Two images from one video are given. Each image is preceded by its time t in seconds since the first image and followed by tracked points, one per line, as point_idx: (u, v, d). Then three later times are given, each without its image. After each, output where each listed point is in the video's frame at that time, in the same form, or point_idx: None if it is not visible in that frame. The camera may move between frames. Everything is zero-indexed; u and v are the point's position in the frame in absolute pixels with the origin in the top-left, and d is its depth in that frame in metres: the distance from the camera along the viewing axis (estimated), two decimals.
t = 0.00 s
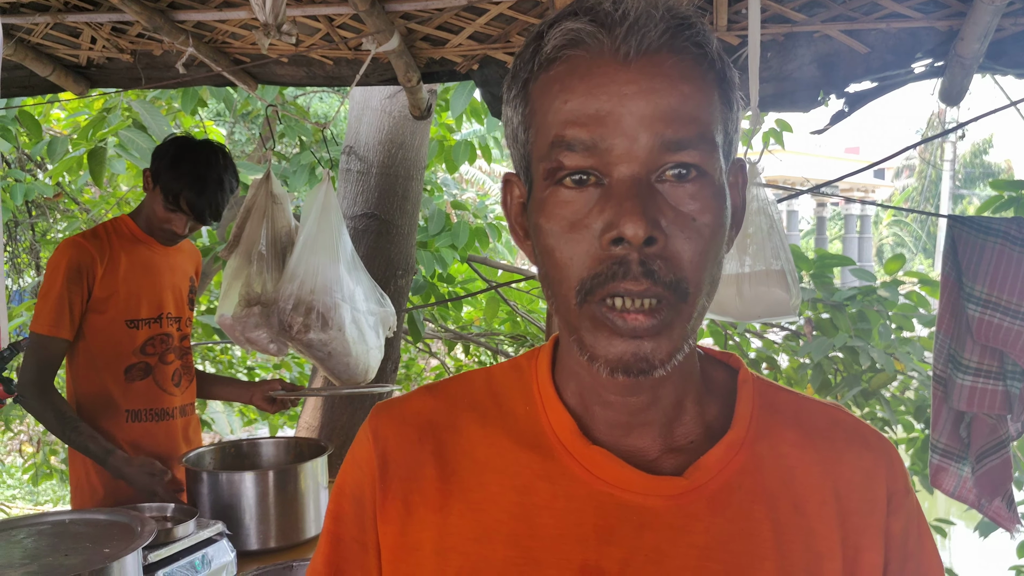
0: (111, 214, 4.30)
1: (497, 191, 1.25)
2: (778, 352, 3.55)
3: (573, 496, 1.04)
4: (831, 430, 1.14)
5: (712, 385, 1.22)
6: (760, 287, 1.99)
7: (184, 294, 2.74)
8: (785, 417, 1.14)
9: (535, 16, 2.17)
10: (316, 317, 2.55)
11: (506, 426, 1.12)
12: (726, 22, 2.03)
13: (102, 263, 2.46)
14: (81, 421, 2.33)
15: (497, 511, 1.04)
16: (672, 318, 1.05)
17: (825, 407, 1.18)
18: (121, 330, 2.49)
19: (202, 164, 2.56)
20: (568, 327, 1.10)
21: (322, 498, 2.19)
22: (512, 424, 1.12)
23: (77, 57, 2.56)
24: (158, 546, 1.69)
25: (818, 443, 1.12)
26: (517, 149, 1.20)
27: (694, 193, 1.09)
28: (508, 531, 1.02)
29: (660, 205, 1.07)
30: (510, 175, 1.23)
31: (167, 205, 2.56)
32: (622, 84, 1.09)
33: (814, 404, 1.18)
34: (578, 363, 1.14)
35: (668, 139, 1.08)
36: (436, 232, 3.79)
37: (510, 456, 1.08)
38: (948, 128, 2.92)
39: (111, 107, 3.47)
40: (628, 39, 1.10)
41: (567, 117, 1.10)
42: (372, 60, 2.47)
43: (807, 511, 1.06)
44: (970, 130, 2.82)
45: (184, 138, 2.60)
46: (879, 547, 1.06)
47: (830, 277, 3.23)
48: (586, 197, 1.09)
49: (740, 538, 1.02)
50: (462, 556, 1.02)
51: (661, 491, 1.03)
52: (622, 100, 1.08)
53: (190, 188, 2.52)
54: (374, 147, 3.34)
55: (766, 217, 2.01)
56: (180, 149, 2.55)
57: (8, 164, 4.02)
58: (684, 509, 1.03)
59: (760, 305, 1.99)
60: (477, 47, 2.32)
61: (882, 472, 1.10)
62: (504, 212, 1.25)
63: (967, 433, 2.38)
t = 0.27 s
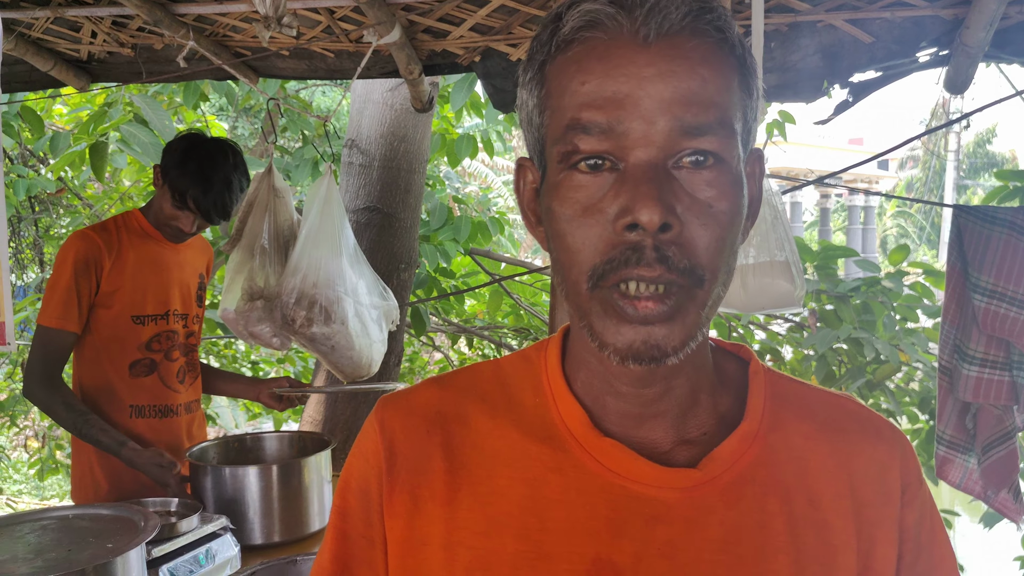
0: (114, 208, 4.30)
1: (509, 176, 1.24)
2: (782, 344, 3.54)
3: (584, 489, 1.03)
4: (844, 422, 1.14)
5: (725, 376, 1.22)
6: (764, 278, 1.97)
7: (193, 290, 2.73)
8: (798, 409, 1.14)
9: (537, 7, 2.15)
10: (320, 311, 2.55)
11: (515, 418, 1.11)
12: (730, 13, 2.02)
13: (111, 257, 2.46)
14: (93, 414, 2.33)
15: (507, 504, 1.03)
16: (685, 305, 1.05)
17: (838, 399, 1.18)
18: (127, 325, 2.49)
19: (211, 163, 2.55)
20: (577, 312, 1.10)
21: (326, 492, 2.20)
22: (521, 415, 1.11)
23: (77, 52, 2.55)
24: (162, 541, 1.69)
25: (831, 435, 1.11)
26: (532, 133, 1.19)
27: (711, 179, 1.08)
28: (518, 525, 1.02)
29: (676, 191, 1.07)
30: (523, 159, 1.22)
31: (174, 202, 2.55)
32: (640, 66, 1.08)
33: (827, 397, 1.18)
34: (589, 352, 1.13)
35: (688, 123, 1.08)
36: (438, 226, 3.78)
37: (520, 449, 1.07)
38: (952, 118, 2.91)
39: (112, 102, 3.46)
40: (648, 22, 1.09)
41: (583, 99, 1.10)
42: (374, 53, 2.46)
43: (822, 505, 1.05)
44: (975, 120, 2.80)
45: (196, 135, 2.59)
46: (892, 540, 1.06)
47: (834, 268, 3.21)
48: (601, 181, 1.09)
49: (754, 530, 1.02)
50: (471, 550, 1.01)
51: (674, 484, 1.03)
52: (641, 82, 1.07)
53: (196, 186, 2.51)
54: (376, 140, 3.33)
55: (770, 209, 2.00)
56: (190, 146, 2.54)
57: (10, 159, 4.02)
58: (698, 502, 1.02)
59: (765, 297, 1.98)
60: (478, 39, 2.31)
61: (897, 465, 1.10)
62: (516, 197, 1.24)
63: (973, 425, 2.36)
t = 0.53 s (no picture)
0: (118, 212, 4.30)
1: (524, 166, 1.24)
2: (788, 346, 3.53)
3: (590, 498, 1.02)
4: (854, 428, 1.12)
5: (732, 381, 1.21)
6: (769, 281, 1.96)
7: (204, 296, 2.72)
8: (809, 416, 1.12)
9: (540, 9, 2.14)
10: (322, 314, 2.54)
11: (519, 425, 1.09)
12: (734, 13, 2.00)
13: (124, 261, 2.45)
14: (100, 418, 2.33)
15: (510, 514, 1.02)
16: (674, 318, 1.04)
17: (851, 406, 1.16)
18: (137, 331, 2.48)
19: (228, 164, 2.54)
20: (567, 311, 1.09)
21: (330, 497, 2.18)
22: (525, 421, 1.10)
23: (79, 55, 2.55)
24: (163, 547, 1.68)
25: (842, 444, 1.10)
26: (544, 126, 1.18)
27: (713, 195, 1.07)
28: (522, 535, 1.00)
29: (671, 204, 1.05)
30: (537, 151, 1.21)
31: (198, 209, 2.55)
32: (646, 72, 1.06)
33: (840, 403, 1.16)
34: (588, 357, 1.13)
35: (689, 136, 1.06)
36: (443, 228, 3.77)
37: (525, 457, 1.06)
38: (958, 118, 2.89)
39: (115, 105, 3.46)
40: (660, 25, 1.07)
41: (587, 102, 1.09)
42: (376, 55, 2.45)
43: (833, 513, 1.04)
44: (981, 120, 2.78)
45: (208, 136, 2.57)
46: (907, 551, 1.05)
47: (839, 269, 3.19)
48: (599, 186, 1.08)
49: (762, 540, 1.00)
50: (476, 560, 1.00)
51: (681, 493, 1.01)
52: (646, 89, 1.06)
53: (220, 190, 2.50)
54: (379, 142, 3.32)
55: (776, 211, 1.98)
56: (204, 150, 2.52)
57: (14, 163, 4.03)
58: (705, 511, 1.01)
59: (770, 300, 1.96)
60: (481, 40, 2.30)
61: (909, 471, 1.09)
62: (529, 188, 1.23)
63: (983, 428, 2.35)
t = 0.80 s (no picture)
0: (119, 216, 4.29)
1: (526, 185, 1.23)
2: (789, 352, 3.51)
3: (602, 519, 1.00)
4: (873, 449, 1.11)
5: (751, 401, 1.20)
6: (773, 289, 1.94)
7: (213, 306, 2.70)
8: (825, 435, 1.11)
9: (543, 13, 2.13)
10: (322, 320, 2.53)
11: (526, 442, 1.08)
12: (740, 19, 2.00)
13: (138, 267, 2.44)
14: (114, 425, 2.32)
15: (519, 533, 1.00)
16: (729, 333, 1.02)
17: (865, 425, 1.16)
18: (145, 337, 2.46)
19: (250, 180, 2.53)
20: (615, 335, 1.06)
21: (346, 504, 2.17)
22: (535, 439, 1.09)
23: (80, 59, 2.54)
24: (161, 554, 1.66)
25: (858, 463, 1.09)
26: (556, 142, 1.17)
27: (759, 198, 1.06)
28: (532, 556, 0.98)
29: (724, 211, 1.03)
30: (542, 169, 1.20)
31: (219, 225, 2.54)
32: (691, 75, 1.05)
33: (854, 423, 1.15)
34: (608, 377, 1.11)
35: (739, 139, 1.05)
36: (445, 232, 3.76)
37: (534, 476, 1.04)
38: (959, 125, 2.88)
39: (116, 109, 3.45)
40: (695, 26, 1.06)
41: (624, 110, 1.06)
42: (378, 59, 2.45)
43: (850, 535, 1.03)
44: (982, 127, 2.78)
45: (228, 149, 2.55)
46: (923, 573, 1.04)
47: (840, 276, 3.18)
48: (642, 199, 1.06)
49: (780, 564, 0.99)
50: None
51: (698, 516, 0.99)
52: (691, 93, 1.05)
53: (244, 210, 2.51)
54: (380, 147, 3.31)
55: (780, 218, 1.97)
56: (227, 167, 2.51)
57: (15, 167, 4.02)
58: (723, 534, 0.99)
59: (775, 307, 1.95)
60: (483, 45, 2.29)
61: (929, 496, 1.08)
62: (532, 207, 1.23)
63: (987, 437, 2.34)
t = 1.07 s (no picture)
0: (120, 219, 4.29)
1: (514, 188, 1.23)
2: (791, 358, 3.50)
3: (590, 533, 1.00)
4: (868, 459, 1.10)
5: (745, 408, 1.20)
6: (774, 295, 1.93)
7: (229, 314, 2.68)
8: (820, 445, 1.11)
9: (544, 19, 2.13)
10: (323, 325, 2.54)
11: (514, 455, 1.08)
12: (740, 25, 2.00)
13: (160, 272, 2.41)
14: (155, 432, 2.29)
15: (508, 549, 1.00)
16: (705, 344, 1.02)
17: (865, 434, 1.15)
18: (161, 343, 2.43)
19: (277, 187, 2.53)
20: (588, 346, 1.07)
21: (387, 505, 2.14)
22: (523, 453, 1.09)
23: (82, 63, 2.55)
24: (162, 559, 1.65)
25: (855, 474, 1.08)
26: (542, 146, 1.17)
27: (740, 209, 1.06)
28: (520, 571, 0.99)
29: (703, 222, 1.04)
30: (529, 173, 1.20)
31: (246, 231, 2.52)
32: (671, 83, 1.05)
33: (854, 431, 1.15)
34: (595, 387, 1.11)
35: (718, 149, 1.05)
36: (446, 236, 3.76)
37: (523, 490, 1.04)
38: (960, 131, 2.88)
39: (118, 113, 3.45)
40: (678, 35, 1.06)
41: (606, 118, 1.07)
42: (380, 64, 2.45)
43: (845, 549, 1.02)
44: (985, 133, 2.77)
45: (256, 157, 2.56)
46: None
47: (842, 281, 3.17)
48: (620, 208, 1.06)
49: None
50: None
51: (686, 530, 0.99)
52: (671, 102, 1.05)
53: (273, 215, 2.49)
54: (382, 152, 3.32)
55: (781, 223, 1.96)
56: (253, 174, 2.50)
57: (17, 170, 4.02)
58: (711, 549, 0.99)
59: (776, 313, 1.94)
60: (485, 51, 2.30)
61: (930, 507, 1.07)
62: (521, 211, 1.23)
63: (988, 444, 2.33)
